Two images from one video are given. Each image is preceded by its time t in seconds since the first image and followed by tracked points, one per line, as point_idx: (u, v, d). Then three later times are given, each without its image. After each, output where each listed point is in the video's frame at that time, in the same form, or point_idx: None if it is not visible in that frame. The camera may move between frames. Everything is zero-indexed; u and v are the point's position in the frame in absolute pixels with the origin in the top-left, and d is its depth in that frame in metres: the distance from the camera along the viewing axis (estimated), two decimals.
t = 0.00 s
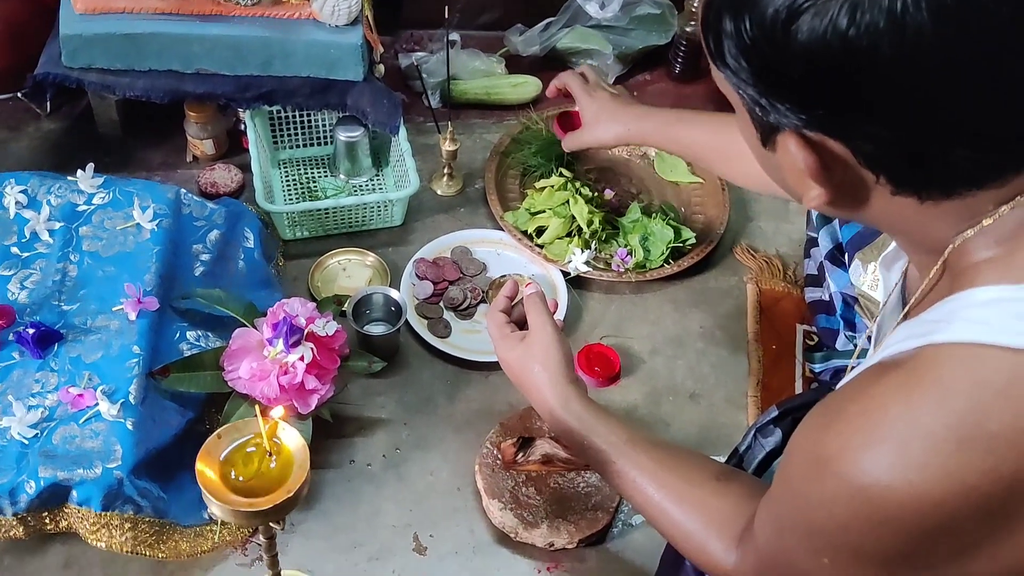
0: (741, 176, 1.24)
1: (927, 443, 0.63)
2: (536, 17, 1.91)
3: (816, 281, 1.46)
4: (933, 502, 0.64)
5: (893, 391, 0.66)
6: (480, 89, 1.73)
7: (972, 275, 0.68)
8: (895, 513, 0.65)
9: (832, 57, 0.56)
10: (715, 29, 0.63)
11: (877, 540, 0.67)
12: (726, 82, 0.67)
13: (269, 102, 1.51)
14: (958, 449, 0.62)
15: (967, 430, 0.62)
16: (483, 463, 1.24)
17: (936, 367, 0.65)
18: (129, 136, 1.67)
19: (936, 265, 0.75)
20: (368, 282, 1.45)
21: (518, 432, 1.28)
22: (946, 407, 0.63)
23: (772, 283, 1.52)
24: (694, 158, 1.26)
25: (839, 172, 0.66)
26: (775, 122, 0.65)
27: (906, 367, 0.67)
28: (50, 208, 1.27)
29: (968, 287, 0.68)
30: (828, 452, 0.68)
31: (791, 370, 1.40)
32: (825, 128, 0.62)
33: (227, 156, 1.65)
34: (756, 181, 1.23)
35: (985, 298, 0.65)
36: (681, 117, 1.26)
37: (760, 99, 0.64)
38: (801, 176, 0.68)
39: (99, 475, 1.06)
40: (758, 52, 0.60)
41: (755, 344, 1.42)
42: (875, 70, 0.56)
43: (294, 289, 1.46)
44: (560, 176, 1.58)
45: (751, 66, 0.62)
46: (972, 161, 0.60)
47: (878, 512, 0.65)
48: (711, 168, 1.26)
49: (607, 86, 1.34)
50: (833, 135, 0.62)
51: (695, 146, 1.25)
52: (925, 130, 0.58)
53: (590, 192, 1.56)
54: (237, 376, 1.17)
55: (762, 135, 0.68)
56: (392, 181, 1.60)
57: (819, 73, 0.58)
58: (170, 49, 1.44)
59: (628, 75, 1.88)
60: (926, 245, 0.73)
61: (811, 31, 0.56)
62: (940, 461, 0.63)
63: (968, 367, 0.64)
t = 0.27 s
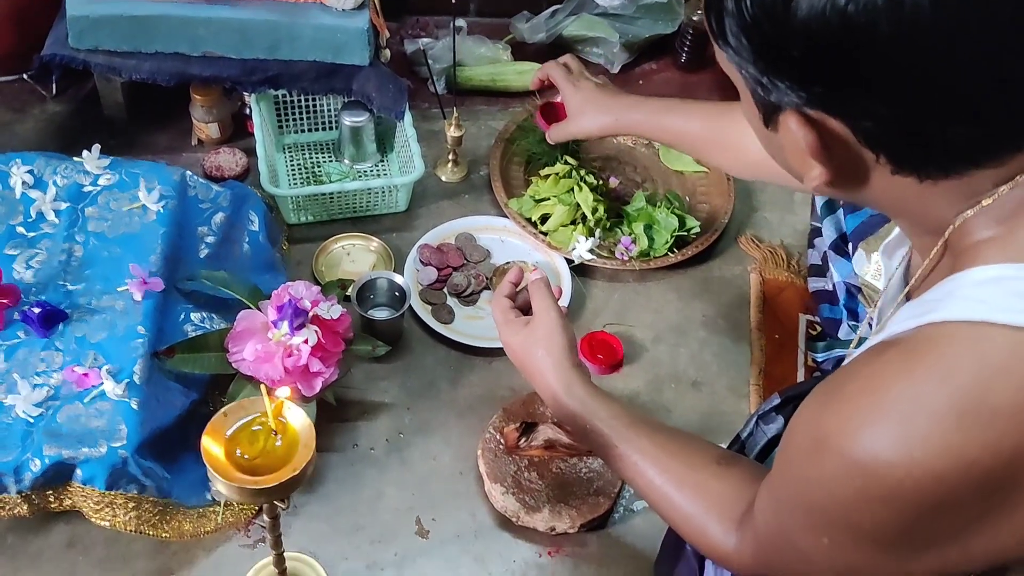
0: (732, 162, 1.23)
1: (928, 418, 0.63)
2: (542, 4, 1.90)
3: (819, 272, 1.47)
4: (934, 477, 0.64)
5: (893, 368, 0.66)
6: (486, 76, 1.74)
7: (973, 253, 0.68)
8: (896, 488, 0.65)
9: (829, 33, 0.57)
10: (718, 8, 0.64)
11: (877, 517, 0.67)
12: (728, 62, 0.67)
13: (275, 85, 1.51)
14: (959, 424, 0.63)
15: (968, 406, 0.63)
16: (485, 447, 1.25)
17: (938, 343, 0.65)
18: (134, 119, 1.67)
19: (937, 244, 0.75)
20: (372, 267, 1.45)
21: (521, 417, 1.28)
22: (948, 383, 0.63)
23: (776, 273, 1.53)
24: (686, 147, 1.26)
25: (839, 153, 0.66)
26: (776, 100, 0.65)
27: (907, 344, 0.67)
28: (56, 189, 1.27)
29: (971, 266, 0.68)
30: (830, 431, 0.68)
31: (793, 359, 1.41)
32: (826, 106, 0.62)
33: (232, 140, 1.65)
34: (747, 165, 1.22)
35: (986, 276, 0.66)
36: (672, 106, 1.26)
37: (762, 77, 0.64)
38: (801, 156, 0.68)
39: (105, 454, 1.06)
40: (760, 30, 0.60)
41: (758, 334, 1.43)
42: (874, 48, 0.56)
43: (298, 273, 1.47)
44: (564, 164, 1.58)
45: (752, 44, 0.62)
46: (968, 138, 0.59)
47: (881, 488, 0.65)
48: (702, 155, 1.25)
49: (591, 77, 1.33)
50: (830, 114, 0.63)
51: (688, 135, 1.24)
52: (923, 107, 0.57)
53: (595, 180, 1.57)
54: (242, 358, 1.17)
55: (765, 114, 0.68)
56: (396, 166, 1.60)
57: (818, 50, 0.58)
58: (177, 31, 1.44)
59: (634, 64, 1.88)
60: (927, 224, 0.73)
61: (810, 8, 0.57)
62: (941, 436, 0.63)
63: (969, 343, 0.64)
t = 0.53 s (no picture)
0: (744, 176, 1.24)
1: (918, 414, 0.64)
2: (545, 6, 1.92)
3: (818, 273, 1.48)
4: (924, 473, 0.65)
5: (886, 365, 0.68)
6: (489, 77, 1.75)
7: (967, 254, 0.69)
8: (886, 484, 0.66)
9: (826, 33, 0.57)
10: (716, 8, 0.64)
11: (869, 512, 0.68)
12: (726, 63, 0.68)
13: (280, 84, 1.52)
14: (948, 422, 0.64)
15: (958, 403, 0.63)
16: (485, 444, 1.26)
17: (930, 343, 0.66)
18: (140, 116, 1.69)
19: (933, 245, 0.76)
20: (375, 265, 1.47)
21: (521, 415, 1.29)
22: (938, 380, 0.64)
23: (775, 274, 1.54)
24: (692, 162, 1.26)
25: (837, 153, 0.66)
26: (778, 100, 0.66)
27: (901, 342, 0.69)
28: (63, 185, 1.29)
29: (963, 266, 0.69)
30: (824, 426, 0.69)
31: (791, 359, 1.42)
32: (822, 107, 0.63)
33: (237, 138, 1.67)
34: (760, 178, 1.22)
35: (978, 276, 0.67)
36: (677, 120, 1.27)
37: (760, 78, 0.65)
38: (798, 157, 0.69)
39: (109, 446, 1.07)
40: (757, 30, 0.61)
41: (756, 335, 1.43)
42: (869, 48, 0.57)
43: (301, 270, 1.48)
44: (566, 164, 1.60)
45: (750, 44, 0.63)
46: (962, 138, 0.60)
47: (870, 484, 0.67)
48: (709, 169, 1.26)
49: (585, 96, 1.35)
50: (830, 115, 0.63)
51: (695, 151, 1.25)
52: (916, 107, 0.59)
53: (596, 180, 1.58)
54: (245, 353, 1.19)
55: (762, 115, 0.69)
56: (400, 166, 1.62)
57: (814, 51, 0.59)
58: (183, 30, 1.46)
59: (637, 65, 1.90)
60: (922, 224, 0.74)
61: (807, 10, 0.57)
62: (931, 434, 0.64)
63: (960, 342, 0.65)
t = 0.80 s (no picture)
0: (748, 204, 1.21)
1: (918, 422, 0.65)
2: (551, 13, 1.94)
3: (819, 279, 1.50)
4: (923, 480, 0.66)
5: (886, 373, 0.69)
6: (495, 82, 1.77)
7: (966, 264, 0.70)
8: (886, 490, 0.67)
9: (830, 45, 0.58)
10: (719, 21, 0.65)
11: (870, 517, 0.69)
12: (728, 75, 0.69)
13: (287, 88, 1.53)
14: (948, 429, 0.64)
15: (958, 411, 0.64)
16: (489, 446, 1.27)
17: (929, 351, 0.67)
18: (149, 119, 1.70)
19: (932, 254, 0.77)
20: (380, 268, 1.48)
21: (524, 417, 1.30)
22: (938, 388, 0.65)
23: (778, 281, 1.55)
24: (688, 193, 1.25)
25: (840, 162, 0.67)
26: (778, 112, 0.66)
27: (901, 351, 0.70)
28: (73, 186, 1.30)
29: (962, 277, 0.70)
30: (825, 432, 0.70)
31: (793, 365, 1.43)
32: (825, 117, 0.64)
33: (245, 141, 1.68)
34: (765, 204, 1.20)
35: (977, 286, 0.67)
36: (673, 152, 1.25)
37: (762, 90, 0.66)
38: (801, 167, 0.70)
39: (117, 446, 1.08)
40: (760, 42, 0.62)
41: (759, 343, 1.45)
42: (872, 59, 0.58)
43: (308, 273, 1.49)
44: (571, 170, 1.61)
45: (753, 56, 0.64)
46: (968, 145, 0.61)
47: (871, 490, 0.68)
48: (709, 201, 1.24)
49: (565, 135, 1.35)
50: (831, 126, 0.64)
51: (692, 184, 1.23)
52: (917, 115, 0.59)
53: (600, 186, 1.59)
54: (251, 355, 1.20)
55: (765, 128, 0.70)
56: (406, 169, 1.63)
57: (817, 63, 0.60)
58: (192, 34, 1.47)
59: (641, 72, 1.91)
60: (921, 235, 0.75)
61: (809, 21, 0.58)
62: (930, 441, 0.65)
63: (959, 351, 0.66)
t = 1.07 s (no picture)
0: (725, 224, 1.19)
1: (916, 436, 0.65)
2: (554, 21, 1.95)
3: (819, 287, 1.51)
4: (920, 493, 0.66)
5: (883, 387, 0.69)
6: (497, 89, 1.78)
7: (962, 278, 0.71)
8: (884, 503, 0.67)
9: (824, 64, 0.59)
10: (714, 41, 0.66)
11: (868, 530, 0.69)
12: (724, 94, 0.69)
13: (291, 94, 1.54)
14: (946, 443, 0.65)
15: (955, 424, 0.65)
16: (490, 451, 1.28)
17: (926, 365, 0.68)
18: (153, 124, 1.72)
19: (928, 270, 0.77)
20: (382, 273, 1.49)
21: (525, 424, 1.31)
22: (935, 402, 0.66)
23: (778, 288, 1.55)
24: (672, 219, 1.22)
25: (836, 179, 0.68)
26: (773, 131, 0.67)
27: (898, 364, 0.70)
28: (78, 191, 1.31)
29: (958, 291, 0.70)
30: (823, 445, 0.71)
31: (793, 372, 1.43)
32: (821, 135, 0.64)
33: (248, 147, 1.69)
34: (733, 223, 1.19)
35: (972, 301, 0.68)
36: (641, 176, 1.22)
37: (759, 108, 0.66)
38: (796, 185, 0.70)
39: (120, 449, 1.08)
40: (755, 59, 0.62)
41: (759, 348, 1.46)
42: (865, 76, 0.58)
43: (310, 278, 1.50)
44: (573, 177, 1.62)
45: (749, 74, 0.64)
46: (961, 160, 0.62)
47: (869, 503, 0.68)
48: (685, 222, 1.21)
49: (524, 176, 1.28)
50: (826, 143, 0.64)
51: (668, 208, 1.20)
52: (914, 130, 0.60)
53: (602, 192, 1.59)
54: (254, 359, 1.21)
55: (761, 147, 0.70)
56: (408, 175, 1.64)
57: (812, 81, 0.60)
58: (197, 40, 1.48)
59: (643, 80, 1.92)
60: (916, 249, 0.75)
61: (803, 40, 0.58)
62: (928, 454, 0.65)
63: (955, 365, 0.66)
